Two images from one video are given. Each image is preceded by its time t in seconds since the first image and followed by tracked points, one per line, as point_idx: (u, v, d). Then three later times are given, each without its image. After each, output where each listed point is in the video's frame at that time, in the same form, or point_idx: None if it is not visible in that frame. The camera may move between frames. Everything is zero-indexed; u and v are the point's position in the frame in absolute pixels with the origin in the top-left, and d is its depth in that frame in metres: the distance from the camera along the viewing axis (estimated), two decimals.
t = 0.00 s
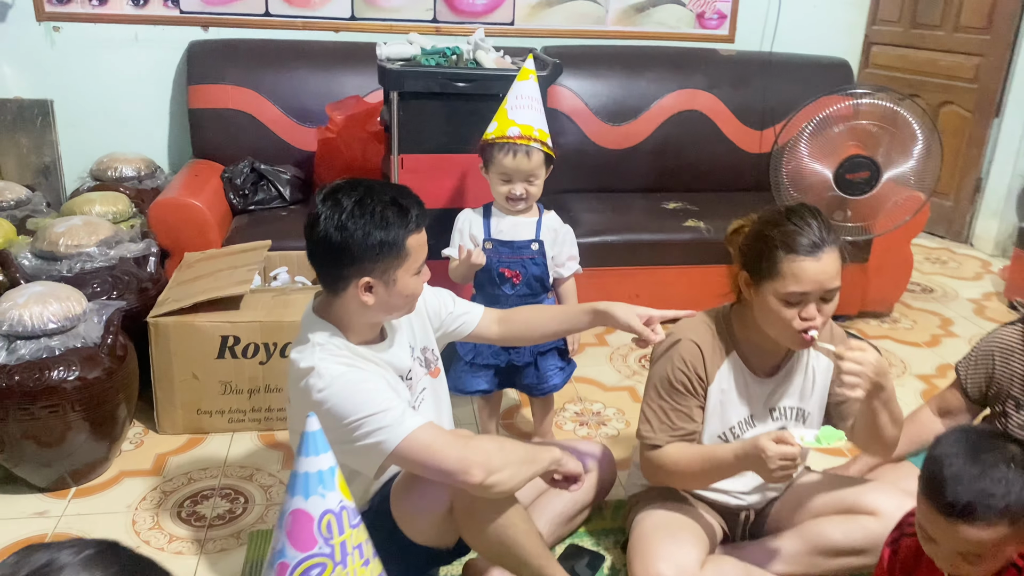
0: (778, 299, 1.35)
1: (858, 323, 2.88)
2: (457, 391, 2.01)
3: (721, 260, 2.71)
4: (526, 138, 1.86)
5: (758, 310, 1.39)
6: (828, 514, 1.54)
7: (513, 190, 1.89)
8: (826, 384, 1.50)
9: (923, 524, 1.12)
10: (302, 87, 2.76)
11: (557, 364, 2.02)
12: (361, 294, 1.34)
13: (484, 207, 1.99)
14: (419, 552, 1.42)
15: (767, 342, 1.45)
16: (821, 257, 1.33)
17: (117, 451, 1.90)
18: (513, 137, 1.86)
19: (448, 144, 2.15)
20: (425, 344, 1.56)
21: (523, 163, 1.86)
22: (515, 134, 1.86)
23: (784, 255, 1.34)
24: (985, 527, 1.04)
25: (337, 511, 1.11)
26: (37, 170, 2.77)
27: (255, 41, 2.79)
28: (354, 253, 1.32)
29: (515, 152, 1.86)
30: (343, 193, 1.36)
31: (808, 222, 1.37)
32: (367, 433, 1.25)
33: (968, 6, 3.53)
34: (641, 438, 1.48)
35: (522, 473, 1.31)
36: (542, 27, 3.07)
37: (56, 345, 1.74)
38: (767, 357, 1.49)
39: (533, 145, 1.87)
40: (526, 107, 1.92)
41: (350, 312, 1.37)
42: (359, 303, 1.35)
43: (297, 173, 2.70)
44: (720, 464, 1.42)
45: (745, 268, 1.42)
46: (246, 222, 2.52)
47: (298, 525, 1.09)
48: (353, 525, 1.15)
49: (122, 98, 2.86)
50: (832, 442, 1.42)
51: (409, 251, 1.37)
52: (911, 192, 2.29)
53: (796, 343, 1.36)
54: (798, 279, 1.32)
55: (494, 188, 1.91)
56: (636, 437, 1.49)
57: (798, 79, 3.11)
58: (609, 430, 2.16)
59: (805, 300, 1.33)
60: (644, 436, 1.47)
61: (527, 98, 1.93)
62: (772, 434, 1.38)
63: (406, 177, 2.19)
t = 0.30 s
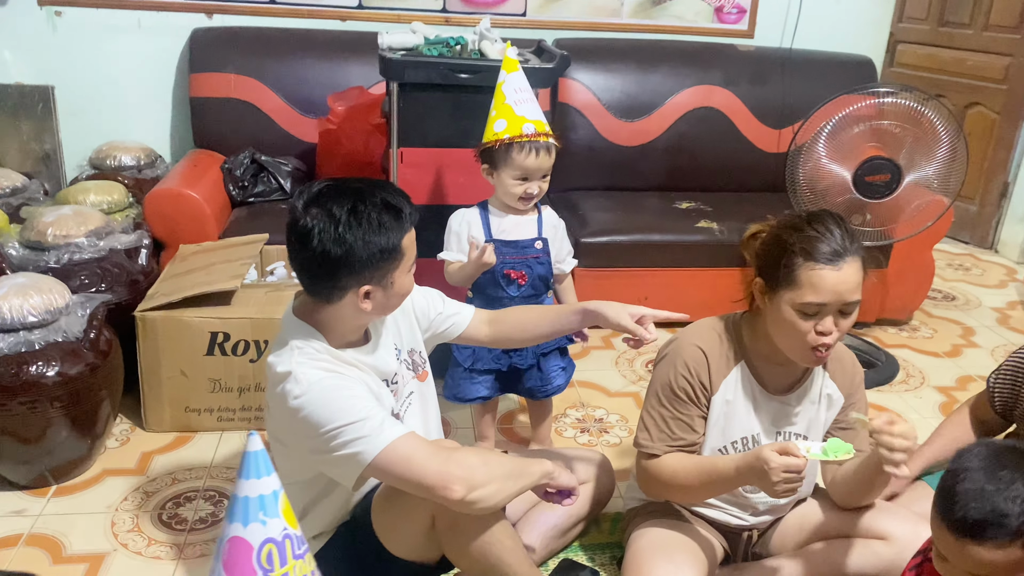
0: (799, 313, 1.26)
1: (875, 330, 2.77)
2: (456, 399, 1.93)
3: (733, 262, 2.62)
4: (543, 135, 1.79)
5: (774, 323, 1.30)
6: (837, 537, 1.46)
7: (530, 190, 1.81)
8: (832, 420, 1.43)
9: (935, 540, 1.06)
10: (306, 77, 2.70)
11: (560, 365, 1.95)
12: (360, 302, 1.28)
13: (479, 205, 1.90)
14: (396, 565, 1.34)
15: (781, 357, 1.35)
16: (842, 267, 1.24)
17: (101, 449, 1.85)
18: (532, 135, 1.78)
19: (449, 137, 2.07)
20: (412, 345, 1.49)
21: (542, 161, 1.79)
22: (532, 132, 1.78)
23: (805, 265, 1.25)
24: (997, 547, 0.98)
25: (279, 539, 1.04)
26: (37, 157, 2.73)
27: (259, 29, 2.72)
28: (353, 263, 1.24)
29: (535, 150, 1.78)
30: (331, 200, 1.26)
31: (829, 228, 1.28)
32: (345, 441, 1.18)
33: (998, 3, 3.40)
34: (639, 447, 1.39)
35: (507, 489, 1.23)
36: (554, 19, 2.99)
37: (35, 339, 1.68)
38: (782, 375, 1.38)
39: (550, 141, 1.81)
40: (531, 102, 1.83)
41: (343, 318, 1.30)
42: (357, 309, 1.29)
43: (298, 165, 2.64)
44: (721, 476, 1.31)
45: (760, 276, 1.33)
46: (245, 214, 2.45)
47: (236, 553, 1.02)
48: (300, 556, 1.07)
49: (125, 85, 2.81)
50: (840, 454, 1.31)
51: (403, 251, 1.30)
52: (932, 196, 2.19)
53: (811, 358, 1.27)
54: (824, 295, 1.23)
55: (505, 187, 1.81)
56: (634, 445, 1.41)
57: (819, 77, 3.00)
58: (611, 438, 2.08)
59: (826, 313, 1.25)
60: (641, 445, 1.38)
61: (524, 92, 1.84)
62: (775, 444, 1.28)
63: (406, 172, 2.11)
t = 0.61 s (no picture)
0: (800, 319, 1.18)
1: (882, 332, 2.69)
2: (452, 404, 1.89)
3: (736, 260, 2.54)
4: (533, 127, 1.72)
5: (773, 328, 1.22)
6: (837, 552, 1.39)
7: (520, 185, 1.74)
8: (837, 430, 1.35)
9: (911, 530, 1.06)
10: (298, 65, 2.63)
11: (554, 363, 1.93)
12: (335, 298, 1.20)
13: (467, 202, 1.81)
14: None
15: (784, 363, 1.27)
16: (849, 273, 1.16)
17: (76, 447, 1.79)
18: (522, 128, 1.71)
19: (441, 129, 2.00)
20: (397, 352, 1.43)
21: (533, 155, 1.72)
22: (522, 125, 1.71)
23: (809, 268, 1.17)
24: (963, 527, 0.97)
25: (209, 568, 1.00)
26: (25, 146, 2.66)
27: (251, 15, 2.65)
28: (326, 258, 1.16)
29: (526, 144, 1.71)
30: (302, 190, 1.17)
31: (836, 230, 1.20)
32: (316, 444, 1.11)
33: None
34: (630, 456, 1.31)
35: (486, 498, 1.17)
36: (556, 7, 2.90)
37: (5, 334, 1.62)
38: (788, 380, 1.30)
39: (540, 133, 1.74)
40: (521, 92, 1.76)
41: (319, 318, 1.23)
42: (333, 307, 1.21)
43: (289, 155, 2.57)
44: (717, 489, 1.24)
45: (762, 279, 1.25)
46: (233, 206, 2.39)
47: None
48: None
49: (114, 73, 2.74)
50: (846, 467, 1.24)
51: (382, 245, 1.22)
52: (944, 194, 2.10)
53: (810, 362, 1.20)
54: (826, 298, 1.15)
55: (495, 183, 1.74)
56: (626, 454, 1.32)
57: (828, 69, 2.91)
58: (605, 441, 2.01)
59: (829, 320, 1.17)
60: (634, 454, 1.29)
61: (511, 81, 1.76)
62: (776, 457, 1.21)
63: (396, 163, 2.04)
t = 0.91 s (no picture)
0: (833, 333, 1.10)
1: (885, 332, 2.62)
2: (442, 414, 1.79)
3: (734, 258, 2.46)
4: (507, 121, 1.64)
5: (798, 348, 1.13)
6: (834, 567, 1.32)
7: (493, 181, 1.67)
8: (833, 439, 1.28)
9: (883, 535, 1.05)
10: (285, 56, 2.55)
11: (543, 363, 1.85)
12: (309, 294, 1.09)
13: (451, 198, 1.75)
14: None
15: (778, 369, 1.21)
16: (867, 272, 1.10)
17: (46, 452, 1.73)
18: (496, 120, 1.63)
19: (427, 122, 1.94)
20: (379, 360, 1.34)
21: (505, 150, 1.65)
22: (495, 117, 1.63)
23: (834, 282, 1.09)
24: (932, 530, 0.96)
25: None
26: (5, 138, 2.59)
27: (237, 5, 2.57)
28: (298, 250, 1.06)
29: (497, 138, 1.64)
30: (274, 177, 1.07)
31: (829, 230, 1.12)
32: (280, 452, 1.03)
33: None
34: (617, 471, 1.24)
35: (459, 513, 1.10)
36: None
37: None
38: (782, 387, 1.23)
39: (514, 127, 1.65)
40: (501, 82, 1.68)
41: (293, 312, 1.11)
42: (306, 304, 1.10)
43: (274, 149, 2.49)
44: (707, 508, 1.17)
45: (774, 304, 1.14)
46: (216, 201, 2.32)
47: None
48: None
49: (97, 64, 2.67)
50: (839, 478, 1.18)
51: (360, 239, 1.11)
52: (949, 189, 2.03)
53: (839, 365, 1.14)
54: (855, 305, 1.09)
55: (470, 179, 1.68)
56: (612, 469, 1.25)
57: (830, 61, 2.83)
58: (596, 446, 1.94)
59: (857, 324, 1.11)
60: (620, 470, 1.23)
61: (495, 72, 1.68)
62: (768, 471, 1.14)
63: (380, 156, 1.97)
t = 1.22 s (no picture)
0: (841, 332, 1.07)
1: (881, 330, 2.58)
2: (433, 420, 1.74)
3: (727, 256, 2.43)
4: (478, 104, 1.60)
5: (806, 353, 1.09)
6: None
7: (466, 168, 1.62)
8: (824, 444, 1.24)
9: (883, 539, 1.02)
10: (270, 51, 2.51)
11: (533, 360, 1.81)
12: (277, 298, 1.05)
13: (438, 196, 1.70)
14: None
15: (770, 375, 1.17)
16: (870, 266, 1.08)
17: (22, 457, 1.69)
18: (462, 104, 1.60)
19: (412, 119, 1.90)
20: (360, 364, 1.28)
21: (475, 134, 1.61)
22: (465, 101, 1.60)
23: (840, 280, 1.05)
24: (937, 537, 0.92)
25: None
26: None
27: None
28: (263, 252, 1.02)
29: (465, 121, 1.60)
30: (238, 177, 1.03)
31: (824, 227, 1.09)
32: (245, 463, 0.99)
33: None
34: (605, 481, 1.20)
35: (432, 528, 1.07)
36: None
37: None
38: (772, 393, 1.20)
39: (486, 113, 1.61)
40: (484, 70, 1.64)
41: (264, 318, 1.08)
42: (276, 309, 1.06)
43: (259, 146, 2.45)
44: (699, 520, 1.14)
45: (777, 308, 1.09)
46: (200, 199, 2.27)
47: None
48: None
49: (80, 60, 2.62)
50: (834, 483, 1.16)
51: (331, 241, 1.07)
52: (945, 185, 1.99)
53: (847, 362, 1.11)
54: (862, 300, 1.06)
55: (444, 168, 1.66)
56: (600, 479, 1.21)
57: (826, 55, 2.79)
58: (586, 449, 1.90)
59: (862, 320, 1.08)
60: (608, 480, 1.19)
61: (479, 64, 1.64)
62: (762, 480, 1.11)
63: (364, 155, 1.92)
